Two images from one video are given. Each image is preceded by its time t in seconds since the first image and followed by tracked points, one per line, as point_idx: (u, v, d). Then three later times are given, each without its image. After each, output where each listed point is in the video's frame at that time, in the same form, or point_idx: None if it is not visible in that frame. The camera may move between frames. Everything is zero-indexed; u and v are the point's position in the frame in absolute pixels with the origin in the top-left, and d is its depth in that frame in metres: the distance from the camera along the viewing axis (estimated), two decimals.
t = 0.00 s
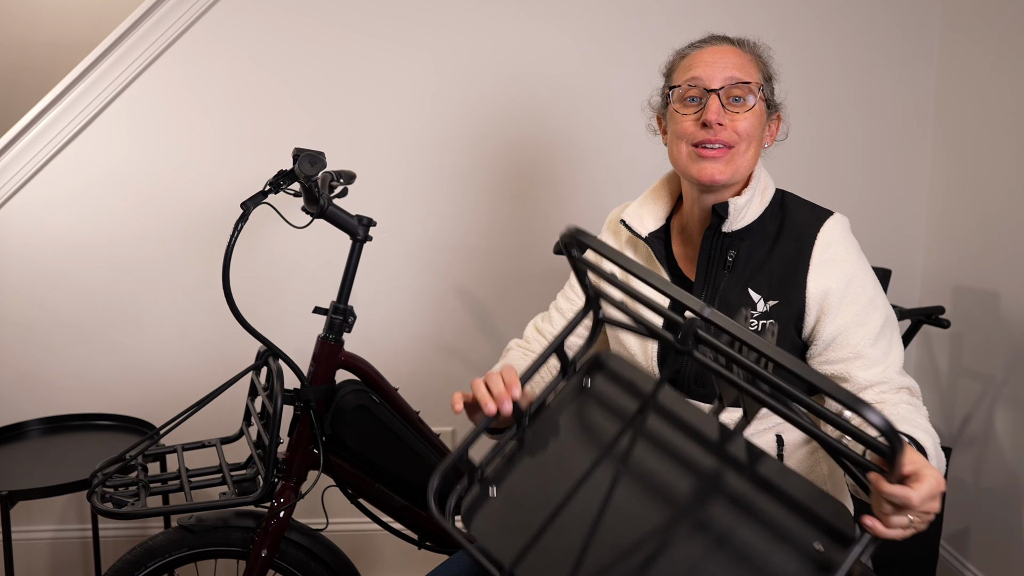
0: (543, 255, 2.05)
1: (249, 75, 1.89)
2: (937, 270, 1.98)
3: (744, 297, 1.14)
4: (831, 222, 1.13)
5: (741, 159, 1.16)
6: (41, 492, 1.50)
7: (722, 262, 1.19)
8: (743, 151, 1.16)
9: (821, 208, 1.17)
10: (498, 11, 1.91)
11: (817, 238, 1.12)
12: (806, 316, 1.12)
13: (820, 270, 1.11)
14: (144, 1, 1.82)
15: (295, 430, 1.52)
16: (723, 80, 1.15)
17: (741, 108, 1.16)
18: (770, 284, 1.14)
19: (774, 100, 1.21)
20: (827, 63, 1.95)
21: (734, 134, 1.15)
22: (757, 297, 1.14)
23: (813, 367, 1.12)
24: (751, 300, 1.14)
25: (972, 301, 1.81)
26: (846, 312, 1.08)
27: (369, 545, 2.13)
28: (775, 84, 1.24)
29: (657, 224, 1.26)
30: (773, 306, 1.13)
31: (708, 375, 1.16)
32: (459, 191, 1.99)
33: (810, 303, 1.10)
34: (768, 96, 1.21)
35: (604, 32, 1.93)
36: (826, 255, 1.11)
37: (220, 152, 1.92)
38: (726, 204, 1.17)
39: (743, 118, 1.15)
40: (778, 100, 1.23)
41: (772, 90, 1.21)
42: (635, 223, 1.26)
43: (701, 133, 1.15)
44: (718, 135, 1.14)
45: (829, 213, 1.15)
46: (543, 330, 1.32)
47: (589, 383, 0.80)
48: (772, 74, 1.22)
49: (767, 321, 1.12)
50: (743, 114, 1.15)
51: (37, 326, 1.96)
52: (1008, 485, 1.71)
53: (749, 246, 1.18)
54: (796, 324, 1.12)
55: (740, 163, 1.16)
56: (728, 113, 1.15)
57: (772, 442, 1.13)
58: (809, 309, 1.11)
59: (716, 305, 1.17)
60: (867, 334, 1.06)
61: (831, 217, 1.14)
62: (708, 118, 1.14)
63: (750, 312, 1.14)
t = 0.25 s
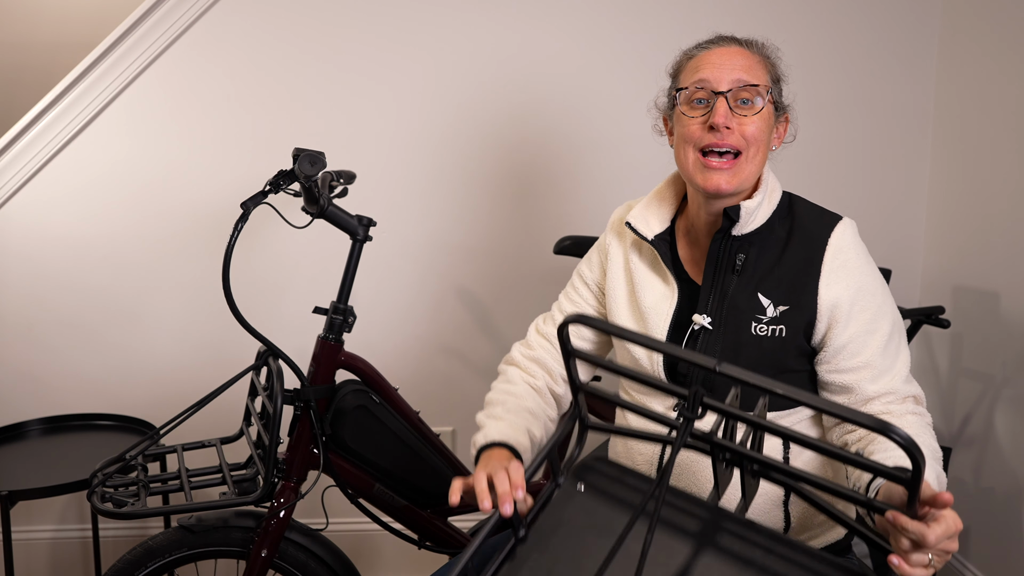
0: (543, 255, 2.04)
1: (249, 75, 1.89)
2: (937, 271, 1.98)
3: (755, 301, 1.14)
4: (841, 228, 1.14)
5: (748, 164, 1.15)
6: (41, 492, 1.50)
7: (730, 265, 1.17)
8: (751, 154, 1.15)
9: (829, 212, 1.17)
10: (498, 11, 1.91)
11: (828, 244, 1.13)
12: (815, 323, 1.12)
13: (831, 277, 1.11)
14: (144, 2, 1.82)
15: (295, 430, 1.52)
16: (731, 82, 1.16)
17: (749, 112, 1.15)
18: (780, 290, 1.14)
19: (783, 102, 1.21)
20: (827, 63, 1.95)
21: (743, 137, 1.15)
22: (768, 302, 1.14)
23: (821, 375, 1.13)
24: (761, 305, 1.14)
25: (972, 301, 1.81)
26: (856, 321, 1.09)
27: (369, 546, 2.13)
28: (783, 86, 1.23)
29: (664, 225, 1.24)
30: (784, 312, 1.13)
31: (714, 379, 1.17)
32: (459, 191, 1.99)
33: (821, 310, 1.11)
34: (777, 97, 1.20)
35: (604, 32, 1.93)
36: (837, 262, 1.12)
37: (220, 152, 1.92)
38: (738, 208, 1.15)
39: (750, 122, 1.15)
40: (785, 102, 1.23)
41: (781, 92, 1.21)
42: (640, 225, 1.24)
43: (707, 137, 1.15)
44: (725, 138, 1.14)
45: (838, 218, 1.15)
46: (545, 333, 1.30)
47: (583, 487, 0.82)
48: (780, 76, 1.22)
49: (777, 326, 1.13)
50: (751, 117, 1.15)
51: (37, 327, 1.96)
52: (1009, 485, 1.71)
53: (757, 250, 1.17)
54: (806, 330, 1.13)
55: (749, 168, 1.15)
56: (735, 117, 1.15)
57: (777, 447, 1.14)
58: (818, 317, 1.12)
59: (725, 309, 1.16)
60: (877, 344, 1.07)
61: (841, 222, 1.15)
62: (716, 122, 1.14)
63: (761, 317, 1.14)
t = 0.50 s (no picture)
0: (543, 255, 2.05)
1: (249, 75, 1.89)
2: (936, 271, 1.98)
3: (757, 306, 1.14)
4: (843, 233, 1.14)
5: (750, 168, 1.15)
6: (41, 492, 1.50)
7: (733, 269, 1.17)
8: (752, 160, 1.15)
9: (831, 215, 1.17)
10: (498, 11, 1.91)
11: (832, 249, 1.13)
12: (818, 328, 1.12)
13: (834, 284, 1.11)
14: (144, 2, 1.82)
15: (295, 430, 1.52)
16: (734, 86, 1.15)
17: (751, 116, 1.15)
18: (784, 295, 1.14)
19: (786, 107, 1.20)
20: (827, 63, 1.95)
21: (745, 143, 1.14)
22: (770, 308, 1.14)
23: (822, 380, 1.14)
24: (764, 311, 1.14)
25: (972, 301, 1.81)
26: (859, 327, 1.10)
27: (369, 546, 2.13)
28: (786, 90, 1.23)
29: (662, 228, 1.24)
30: (786, 318, 1.13)
31: (717, 383, 1.17)
32: (459, 191, 1.99)
33: (824, 317, 1.11)
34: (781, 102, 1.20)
35: (603, 32, 1.93)
36: (840, 268, 1.12)
37: (220, 152, 1.92)
38: (742, 209, 1.14)
39: (753, 126, 1.15)
40: (788, 107, 1.22)
41: (784, 97, 1.21)
42: (638, 228, 1.24)
43: (709, 139, 1.14)
44: (726, 145, 1.13)
45: (840, 222, 1.15)
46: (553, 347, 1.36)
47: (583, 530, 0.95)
48: (784, 80, 1.21)
49: (780, 332, 1.13)
50: (752, 123, 1.15)
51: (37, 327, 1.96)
52: (1009, 485, 1.71)
53: (760, 255, 1.16)
54: (809, 336, 1.13)
55: (750, 172, 1.15)
56: (738, 121, 1.14)
57: (779, 446, 1.14)
58: (821, 326, 1.12)
59: (727, 314, 1.16)
60: (879, 350, 1.10)
61: (843, 226, 1.15)
62: (717, 127, 1.13)
63: (764, 322, 1.14)
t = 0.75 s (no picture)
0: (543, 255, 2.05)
1: (249, 75, 1.89)
2: (936, 271, 1.98)
3: (749, 300, 1.14)
4: (833, 225, 1.13)
5: (745, 184, 1.14)
6: (40, 492, 1.50)
7: (725, 265, 1.17)
8: (747, 175, 1.13)
9: (822, 207, 1.17)
10: (498, 11, 1.91)
11: (821, 240, 1.12)
12: (811, 320, 1.12)
13: (825, 276, 1.11)
14: (145, 2, 1.82)
15: (295, 430, 1.52)
16: (740, 98, 1.13)
17: (755, 131, 1.13)
18: (776, 288, 1.13)
19: (791, 121, 1.18)
20: (826, 63, 1.95)
21: (743, 157, 1.12)
22: (762, 301, 1.14)
23: (818, 374, 1.14)
24: (756, 304, 1.14)
25: (972, 301, 1.81)
26: (851, 318, 1.10)
27: (369, 546, 2.13)
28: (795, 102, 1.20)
29: (655, 229, 1.24)
30: (778, 311, 1.13)
31: (713, 379, 1.17)
32: (459, 192, 1.99)
33: (816, 311, 1.11)
34: (787, 116, 1.17)
35: (603, 32, 1.93)
36: (831, 261, 1.11)
37: (220, 152, 1.92)
38: (733, 208, 1.15)
39: (754, 142, 1.13)
40: (795, 120, 1.20)
41: (791, 110, 1.18)
42: (631, 229, 1.25)
43: (707, 151, 1.13)
44: (723, 158, 1.12)
45: (830, 214, 1.15)
46: (555, 350, 1.36)
47: (579, 539, 0.95)
48: (794, 93, 1.18)
49: (773, 325, 1.13)
50: (754, 138, 1.12)
51: (37, 327, 1.96)
52: (1008, 485, 1.71)
53: (752, 249, 1.17)
54: (802, 328, 1.13)
55: (744, 188, 1.14)
56: (740, 135, 1.12)
57: (777, 445, 1.14)
58: (814, 318, 1.12)
59: (720, 310, 1.16)
60: (873, 340, 1.10)
61: (833, 216, 1.14)
62: (717, 140, 1.11)
63: (756, 316, 1.14)
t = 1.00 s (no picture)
0: (543, 255, 2.04)
1: (249, 74, 1.89)
2: (936, 271, 1.98)
3: (751, 302, 1.14)
4: (836, 227, 1.14)
5: (731, 184, 1.15)
6: (41, 492, 1.50)
7: (727, 266, 1.16)
8: (731, 174, 1.14)
9: (823, 210, 1.17)
10: (498, 11, 1.91)
11: (825, 243, 1.13)
12: (814, 323, 1.12)
13: (829, 278, 1.12)
14: (144, 2, 1.82)
15: (295, 430, 1.52)
16: (714, 99, 1.14)
17: (732, 130, 1.14)
18: (778, 290, 1.13)
19: (774, 114, 1.18)
20: (827, 63, 1.95)
21: (723, 157, 1.13)
22: (764, 303, 1.14)
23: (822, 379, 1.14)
24: (758, 306, 1.14)
25: (972, 302, 1.81)
26: (855, 321, 1.10)
27: (369, 546, 2.13)
28: (778, 94, 1.20)
29: (654, 229, 1.25)
30: (781, 313, 1.13)
31: (714, 380, 1.17)
32: (460, 191, 1.99)
33: (819, 313, 1.11)
34: (769, 110, 1.18)
35: (604, 32, 1.93)
36: (834, 263, 1.12)
37: (220, 152, 1.92)
38: (735, 208, 1.14)
39: (733, 141, 1.14)
40: (779, 111, 1.20)
41: (773, 103, 1.18)
42: (629, 229, 1.25)
43: (688, 156, 1.15)
44: (703, 160, 1.13)
45: (832, 217, 1.16)
46: (556, 355, 1.37)
47: (580, 546, 0.94)
48: (774, 85, 1.19)
49: (775, 327, 1.13)
50: (732, 137, 1.13)
51: (38, 327, 1.96)
52: (1008, 485, 1.71)
53: (754, 250, 1.16)
54: (804, 330, 1.13)
55: (731, 188, 1.15)
56: (717, 136, 1.14)
57: (776, 445, 1.15)
58: (817, 321, 1.12)
59: (721, 311, 1.15)
60: (876, 343, 1.10)
61: (835, 220, 1.15)
62: (695, 143, 1.13)
63: (758, 318, 1.14)
